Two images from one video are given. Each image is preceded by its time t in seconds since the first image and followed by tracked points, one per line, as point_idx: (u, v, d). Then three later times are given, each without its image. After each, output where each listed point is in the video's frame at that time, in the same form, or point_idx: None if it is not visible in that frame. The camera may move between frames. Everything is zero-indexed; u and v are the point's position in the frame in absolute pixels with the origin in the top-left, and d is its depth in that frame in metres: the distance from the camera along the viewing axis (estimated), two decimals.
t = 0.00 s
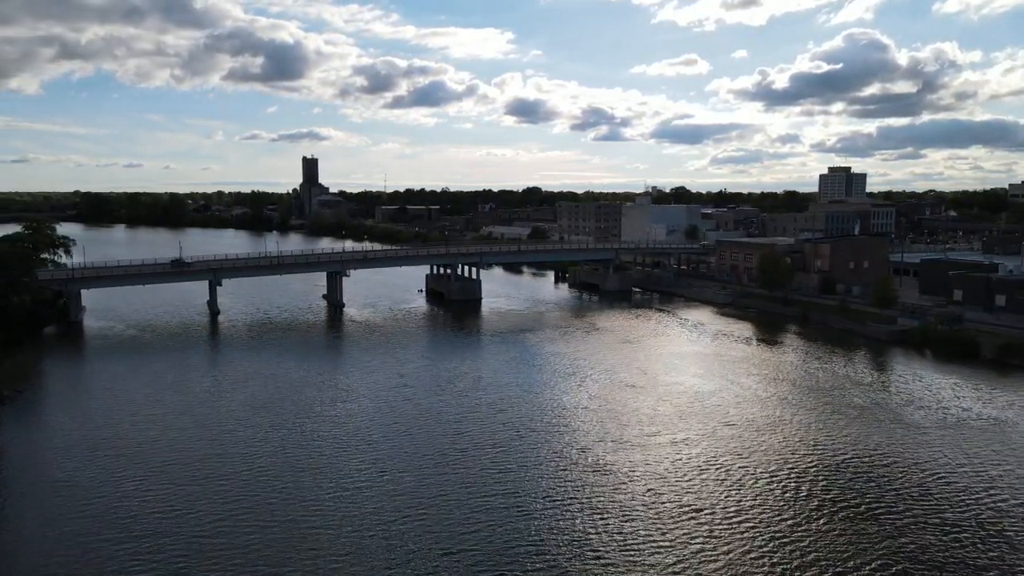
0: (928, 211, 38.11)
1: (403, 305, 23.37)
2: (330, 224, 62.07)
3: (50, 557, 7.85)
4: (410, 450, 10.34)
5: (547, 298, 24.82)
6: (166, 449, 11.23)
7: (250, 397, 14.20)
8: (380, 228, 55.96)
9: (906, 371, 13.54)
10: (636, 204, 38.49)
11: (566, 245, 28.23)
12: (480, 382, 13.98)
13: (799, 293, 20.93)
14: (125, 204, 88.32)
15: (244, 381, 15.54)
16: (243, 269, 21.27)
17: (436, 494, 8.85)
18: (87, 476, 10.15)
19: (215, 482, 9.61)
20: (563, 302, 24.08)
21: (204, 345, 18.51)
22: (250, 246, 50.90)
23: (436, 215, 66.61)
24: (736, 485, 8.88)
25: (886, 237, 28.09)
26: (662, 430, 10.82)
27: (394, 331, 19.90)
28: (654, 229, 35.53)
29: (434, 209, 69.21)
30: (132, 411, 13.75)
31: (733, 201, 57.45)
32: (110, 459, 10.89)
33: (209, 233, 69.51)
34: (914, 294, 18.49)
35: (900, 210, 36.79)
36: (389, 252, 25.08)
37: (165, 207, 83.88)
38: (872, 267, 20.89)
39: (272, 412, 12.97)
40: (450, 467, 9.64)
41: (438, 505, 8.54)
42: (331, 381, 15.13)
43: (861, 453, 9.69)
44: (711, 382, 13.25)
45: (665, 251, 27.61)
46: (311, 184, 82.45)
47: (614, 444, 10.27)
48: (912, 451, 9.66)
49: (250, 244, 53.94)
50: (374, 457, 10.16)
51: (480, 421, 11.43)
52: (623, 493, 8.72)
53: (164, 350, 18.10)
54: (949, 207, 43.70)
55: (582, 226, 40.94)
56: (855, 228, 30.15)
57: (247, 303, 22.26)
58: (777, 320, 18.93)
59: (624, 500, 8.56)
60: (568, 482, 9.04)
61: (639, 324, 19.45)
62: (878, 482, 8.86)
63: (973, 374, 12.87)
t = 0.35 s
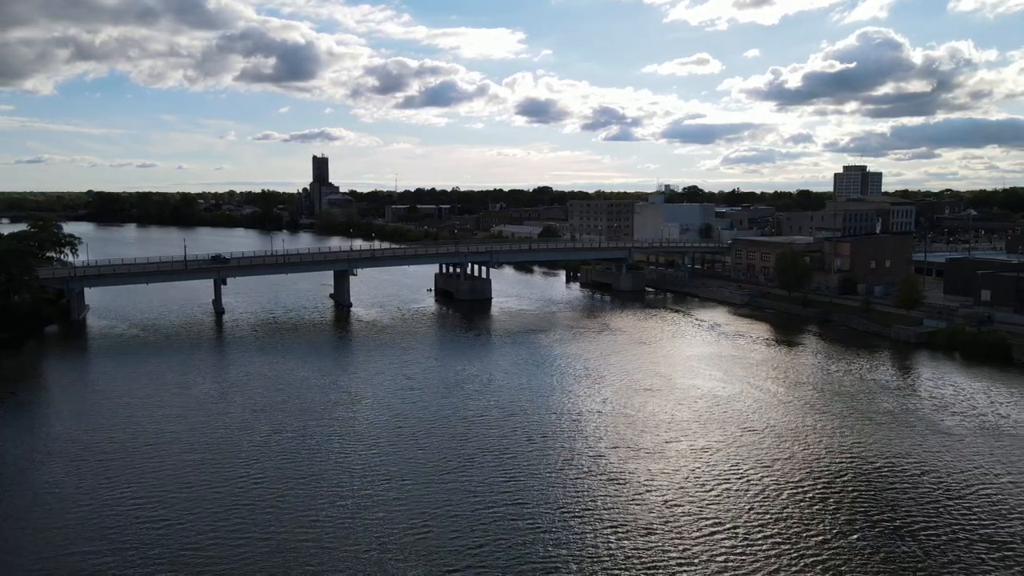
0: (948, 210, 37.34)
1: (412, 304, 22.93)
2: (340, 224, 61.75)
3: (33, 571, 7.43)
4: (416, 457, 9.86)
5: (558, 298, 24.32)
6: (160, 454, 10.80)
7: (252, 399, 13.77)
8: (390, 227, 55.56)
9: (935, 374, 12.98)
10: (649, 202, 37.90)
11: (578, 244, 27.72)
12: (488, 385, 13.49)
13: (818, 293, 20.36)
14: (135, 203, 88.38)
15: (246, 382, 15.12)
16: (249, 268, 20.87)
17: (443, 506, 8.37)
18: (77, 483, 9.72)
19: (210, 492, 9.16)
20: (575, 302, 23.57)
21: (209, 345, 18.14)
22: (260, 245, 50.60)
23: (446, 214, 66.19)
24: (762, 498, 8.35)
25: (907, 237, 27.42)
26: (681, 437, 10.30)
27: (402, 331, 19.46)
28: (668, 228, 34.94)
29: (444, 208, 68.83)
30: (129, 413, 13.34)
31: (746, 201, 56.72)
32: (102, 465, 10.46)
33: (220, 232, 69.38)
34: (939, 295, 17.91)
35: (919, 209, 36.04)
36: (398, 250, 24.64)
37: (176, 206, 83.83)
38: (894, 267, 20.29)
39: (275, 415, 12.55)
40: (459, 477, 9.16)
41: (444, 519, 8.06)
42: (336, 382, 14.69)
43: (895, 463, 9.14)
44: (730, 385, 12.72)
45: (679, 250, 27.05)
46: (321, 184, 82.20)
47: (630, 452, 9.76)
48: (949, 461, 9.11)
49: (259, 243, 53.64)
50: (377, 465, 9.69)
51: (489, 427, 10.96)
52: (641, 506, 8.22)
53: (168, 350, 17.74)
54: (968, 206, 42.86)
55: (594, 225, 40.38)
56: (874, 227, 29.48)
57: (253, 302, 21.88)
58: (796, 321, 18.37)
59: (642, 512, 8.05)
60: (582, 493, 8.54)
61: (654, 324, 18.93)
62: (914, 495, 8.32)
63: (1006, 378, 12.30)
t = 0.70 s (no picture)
0: (969, 209, 36.55)
1: (421, 303, 22.46)
2: (349, 223, 61.41)
3: None
4: (423, 466, 9.40)
5: (570, 298, 23.81)
6: (156, 461, 10.37)
7: (254, 402, 13.34)
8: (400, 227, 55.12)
9: (967, 377, 12.41)
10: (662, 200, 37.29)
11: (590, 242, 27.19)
12: (498, 388, 13.02)
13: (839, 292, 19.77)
14: (146, 203, 88.33)
15: (249, 384, 14.70)
16: (254, 266, 20.48)
17: (450, 520, 7.90)
18: (67, 492, 9.30)
19: (205, 502, 8.72)
20: (587, 301, 23.05)
21: (214, 345, 17.75)
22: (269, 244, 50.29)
23: (457, 213, 65.71)
24: (790, 511, 7.85)
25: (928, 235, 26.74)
26: (701, 444, 9.80)
27: (410, 332, 18.99)
28: (681, 226, 34.33)
29: (454, 207, 68.37)
30: (127, 415, 12.94)
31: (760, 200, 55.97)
32: (94, 472, 10.05)
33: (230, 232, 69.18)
34: (966, 296, 17.30)
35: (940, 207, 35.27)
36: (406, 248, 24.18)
37: (186, 205, 83.73)
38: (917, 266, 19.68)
39: (277, 419, 12.11)
40: (467, 487, 8.69)
41: (451, 534, 7.60)
42: (340, 385, 14.24)
43: (931, 474, 8.62)
44: (751, 389, 12.19)
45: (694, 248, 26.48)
46: (331, 183, 81.94)
47: (648, 461, 9.27)
48: (989, 473, 8.57)
49: (268, 242, 53.33)
50: (382, 474, 9.25)
51: (499, 433, 10.48)
52: (660, 519, 7.73)
53: (171, 349, 17.36)
54: (989, 205, 41.99)
55: (605, 224, 39.82)
56: (894, 226, 28.78)
57: (259, 302, 21.47)
58: (817, 323, 17.80)
59: (662, 527, 7.56)
60: (598, 505, 8.07)
61: (668, 325, 18.40)
62: (953, 509, 7.80)
63: None
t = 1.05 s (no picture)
0: (990, 208, 35.79)
1: (430, 303, 22.00)
2: (359, 222, 61.04)
3: None
4: (429, 475, 8.93)
5: (582, 298, 23.30)
6: (150, 466, 9.94)
7: (256, 403, 12.90)
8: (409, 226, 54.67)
9: (1001, 382, 11.84)
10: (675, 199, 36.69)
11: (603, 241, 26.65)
12: (508, 391, 12.52)
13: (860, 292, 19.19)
14: (156, 202, 88.29)
15: (251, 385, 14.28)
16: (260, 265, 20.06)
17: (457, 535, 7.43)
18: (56, 500, 8.88)
19: (198, 512, 8.28)
20: (600, 301, 22.53)
21: (219, 345, 17.37)
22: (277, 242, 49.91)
23: (467, 212, 65.22)
24: (820, 527, 7.34)
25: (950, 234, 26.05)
26: (723, 452, 9.29)
27: (418, 333, 18.51)
28: (695, 225, 33.73)
29: (465, 207, 67.85)
30: (124, 417, 12.53)
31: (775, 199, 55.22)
32: (85, 478, 9.63)
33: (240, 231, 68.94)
34: (993, 296, 16.71)
35: (960, 207, 34.53)
36: (415, 247, 23.70)
37: (196, 205, 83.61)
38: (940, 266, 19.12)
39: (279, 421, 11.67)
40: (475, 499, 8.22)
41: (457, 550, 7.13)
42: (345, 386, 13.78)
43: (970, 488, 8.08)
44: (773, 394, 11.66)
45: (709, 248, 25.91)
46: (341, 182, 81.65)
47: (667, 470, 8.77)
48: None
49: (277, 241, 53.01)
50: (385, 483, 8.78)
51: (509, 439, 10.00)
52: (681, 535, 7.24)
53: (174, 349, 16.99)
54: (1010, 204, 41.14)
55: (617, 223, 39.27)
56: (914, 225, 28.12)
57: (265, 301, 21.07)
58: (838, 324, 17.22)
59: (684, 544, 7.07)
60: (614, 520, 7.58)
61: (684, 325, 17.87)
62: (997, 527, 7.28)
63: None
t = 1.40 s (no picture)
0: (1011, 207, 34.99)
1: (438, 303, 21.55)
2: (368, 221, 60.65)
3: None
4: (435, 484, 8.47)
5: (593, 297, 22.78)
6: (140, 472, 9.50)
7: (256, 406, 12.46)
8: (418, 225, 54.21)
9: None
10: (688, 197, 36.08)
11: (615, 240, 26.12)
12: (517, 393, 12.04)
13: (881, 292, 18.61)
14: (166, 201, 88.21)
15: (253, 386, 13.84)
16: (265, 263, 19.65)
17: (464, 552, 6.98)
18: (41, 508, 8.47)
19: (188, 524, 7.84)
20: (612, 301, 22.01)
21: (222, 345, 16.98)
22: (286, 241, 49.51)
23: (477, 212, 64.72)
24: (852, 548, 6.85)
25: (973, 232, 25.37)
26: (745, 459, 8.81)
27: (426, 333, 18.06)
28: (709, 224, 33.13)
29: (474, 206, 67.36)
30: (119, 419, 12.11)
31: (789, 198, 54.45)
32: (71, 483, 9.20)
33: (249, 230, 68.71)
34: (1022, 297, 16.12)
35: (981, 205, 33.77)
36: (423, 245, 23.22)
37: (206, 203, 83.45)
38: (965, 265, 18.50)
39: (280, 424, 11.24)
40: (482, 511, 7.76)
41: (465, 569, 6.69)
42: (348, 387, 13.32)
43: (1013, 506, 7.58)
44: (797, 398, 11.13)
45: (724, 246, 25.34)
46: (351, 181, 81.35)
47: (686, 479, 8.30)
48: None
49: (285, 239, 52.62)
50: (389, 493, 8.34)
51: (518, 446, 9.53)
52: (704, 556, 6.77)
53: (177, 349, 16.61)
54: None
55: (630, 222, 38.71)
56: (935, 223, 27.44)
57: (270, 300, 20.65)
58: (860, 325, 16.68)
59: (707, 565, 6.62)
60: (632, 538, 7.11)
61: (700, 326, 17.34)
62: None
63: None
